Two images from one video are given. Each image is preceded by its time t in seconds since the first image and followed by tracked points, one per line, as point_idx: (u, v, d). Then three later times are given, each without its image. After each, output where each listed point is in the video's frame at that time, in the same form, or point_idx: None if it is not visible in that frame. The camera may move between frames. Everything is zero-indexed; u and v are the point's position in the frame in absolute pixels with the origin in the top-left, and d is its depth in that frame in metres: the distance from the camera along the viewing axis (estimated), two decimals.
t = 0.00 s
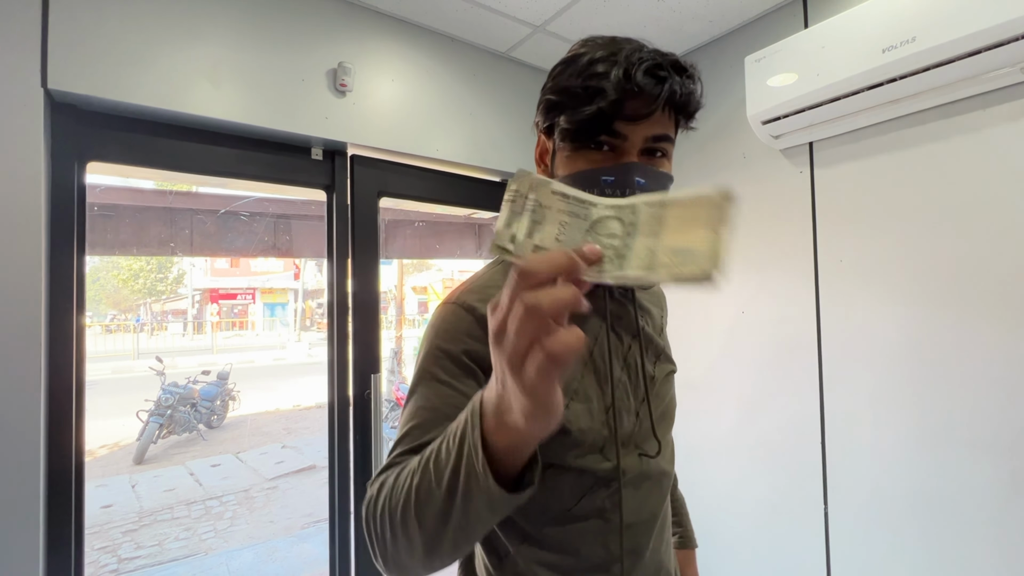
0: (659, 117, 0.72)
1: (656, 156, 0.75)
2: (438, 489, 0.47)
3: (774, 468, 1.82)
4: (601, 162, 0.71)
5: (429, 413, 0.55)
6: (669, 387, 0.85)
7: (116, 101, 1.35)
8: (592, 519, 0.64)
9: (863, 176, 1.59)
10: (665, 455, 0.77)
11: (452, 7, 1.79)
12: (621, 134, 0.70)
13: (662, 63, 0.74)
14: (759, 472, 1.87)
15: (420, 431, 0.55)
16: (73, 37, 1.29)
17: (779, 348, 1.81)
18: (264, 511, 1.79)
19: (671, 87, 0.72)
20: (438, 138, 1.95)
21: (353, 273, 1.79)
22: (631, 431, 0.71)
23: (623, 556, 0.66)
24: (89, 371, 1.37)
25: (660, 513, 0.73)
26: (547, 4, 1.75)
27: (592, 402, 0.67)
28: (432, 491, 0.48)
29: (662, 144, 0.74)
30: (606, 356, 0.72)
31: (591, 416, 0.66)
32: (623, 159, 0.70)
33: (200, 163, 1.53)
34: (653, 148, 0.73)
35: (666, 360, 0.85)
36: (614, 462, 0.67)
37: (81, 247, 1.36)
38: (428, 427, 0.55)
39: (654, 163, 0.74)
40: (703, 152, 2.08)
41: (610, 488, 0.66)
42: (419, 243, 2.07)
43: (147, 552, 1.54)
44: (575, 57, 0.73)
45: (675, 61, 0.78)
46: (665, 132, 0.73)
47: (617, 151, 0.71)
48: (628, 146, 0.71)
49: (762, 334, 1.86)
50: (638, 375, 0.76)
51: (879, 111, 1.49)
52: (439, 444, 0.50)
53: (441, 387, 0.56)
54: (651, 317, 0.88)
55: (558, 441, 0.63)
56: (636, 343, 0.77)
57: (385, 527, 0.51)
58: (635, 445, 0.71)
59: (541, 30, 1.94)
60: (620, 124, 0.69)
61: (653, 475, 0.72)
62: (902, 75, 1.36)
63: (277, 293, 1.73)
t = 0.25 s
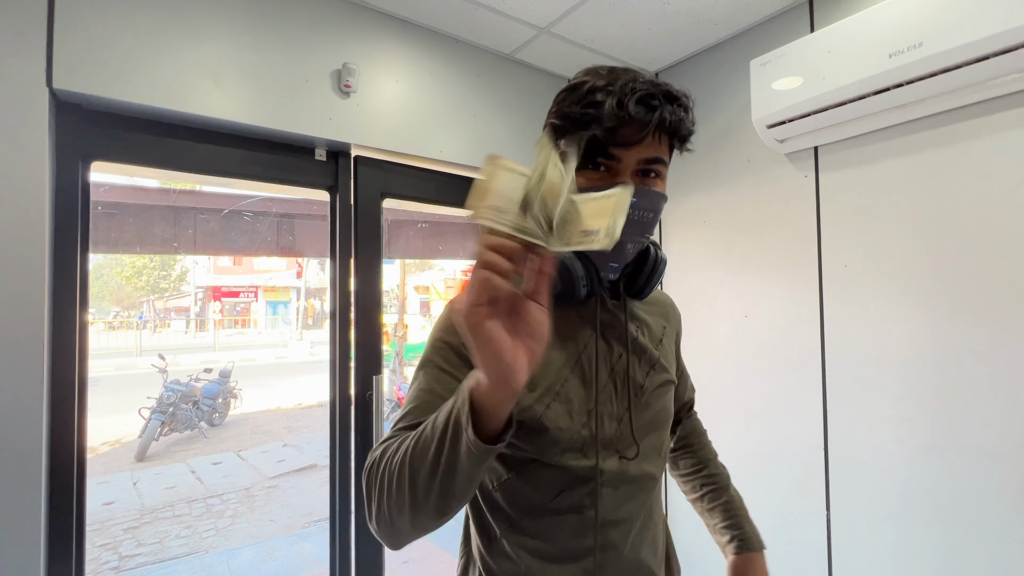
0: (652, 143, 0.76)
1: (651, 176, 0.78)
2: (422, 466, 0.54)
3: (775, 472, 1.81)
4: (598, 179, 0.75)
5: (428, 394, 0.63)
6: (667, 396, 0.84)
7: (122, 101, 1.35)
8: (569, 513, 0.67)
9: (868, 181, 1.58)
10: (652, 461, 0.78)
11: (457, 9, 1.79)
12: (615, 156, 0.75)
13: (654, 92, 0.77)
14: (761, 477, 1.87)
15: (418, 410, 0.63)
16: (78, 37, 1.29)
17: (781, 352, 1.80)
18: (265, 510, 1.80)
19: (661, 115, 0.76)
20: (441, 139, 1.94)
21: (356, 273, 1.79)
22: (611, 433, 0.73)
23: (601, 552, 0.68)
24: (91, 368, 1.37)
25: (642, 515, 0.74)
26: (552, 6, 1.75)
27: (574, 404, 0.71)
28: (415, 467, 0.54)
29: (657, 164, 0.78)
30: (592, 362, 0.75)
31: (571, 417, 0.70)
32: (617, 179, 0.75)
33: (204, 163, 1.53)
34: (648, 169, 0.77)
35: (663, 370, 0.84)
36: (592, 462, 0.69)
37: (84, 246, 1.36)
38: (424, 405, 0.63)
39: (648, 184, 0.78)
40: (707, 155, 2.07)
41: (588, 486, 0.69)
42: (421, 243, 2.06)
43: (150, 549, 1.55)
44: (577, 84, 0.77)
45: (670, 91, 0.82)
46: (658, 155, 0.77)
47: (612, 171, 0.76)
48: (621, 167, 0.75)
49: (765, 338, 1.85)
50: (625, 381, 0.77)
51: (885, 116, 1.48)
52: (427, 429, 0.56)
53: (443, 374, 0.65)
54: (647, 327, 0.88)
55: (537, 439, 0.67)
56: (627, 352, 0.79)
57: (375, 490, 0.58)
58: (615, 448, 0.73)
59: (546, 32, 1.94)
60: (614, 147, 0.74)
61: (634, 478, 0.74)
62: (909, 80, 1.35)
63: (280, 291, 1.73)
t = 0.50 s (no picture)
0: (660, 173, 0.78)
1: (655, 202, 0.81)
2: (459, 467, 0.55)
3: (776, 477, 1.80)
4: (604, 203, 0.78)
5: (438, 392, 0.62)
6: (658, 405, 0.84)
7: (121, 101, 1.34)
8: (559, 509, 0.70)
9: (871, 185, 1.57)
10: (643, 464, 0.78)
11: (458, 10, 1.78)
12: (624, 183, 0.76)
13: (664, 122, 0.78)
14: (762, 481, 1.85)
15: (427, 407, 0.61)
16: (78, 37, 1.28)
17: (783, 356, 1.79)
18: (264, 510, 1.79)
19: (670, 147, 0.77)
20: (442, 141, 1.94)
21: (356, 272, 1.78)
22: (603, 437, 0.74)
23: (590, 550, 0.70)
24: (88, 366, 1.36)
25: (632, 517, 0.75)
26: (554, 8, 1.74)
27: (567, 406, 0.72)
28: (451, 469, 0.55)
29: (661, 191, 0.80)
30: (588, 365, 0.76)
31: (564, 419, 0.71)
32: (624, 204, 0.78)
33: (204, 163, 1.52)
34: (653, 195, 0.80)
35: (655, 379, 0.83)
36: (583, 462, 0.71)
37: (82, 246, 1.35)
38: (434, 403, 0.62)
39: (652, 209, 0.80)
40: (709, 158, 2.06)
41: (579, 485, 0.71)
42: (422, 245, 2.06)
43: (147, 549, 1.53)
44: (587, 109, 0.77)
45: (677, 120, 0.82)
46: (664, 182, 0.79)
47: (620, 196, 0.77)
48: (629, 192, 0.77)
49: (767, 342, 1.84)
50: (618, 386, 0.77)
51: (889, 120, 1.47)
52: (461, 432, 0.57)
53: (451, 374, 0.64)
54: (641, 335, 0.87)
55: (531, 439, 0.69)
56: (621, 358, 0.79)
57: (392, 482, 0.58)
58: (605, 452, 0.74)
59: (548, 33, 1.93)
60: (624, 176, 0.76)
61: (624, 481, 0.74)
62: (913, 84, 1.34)
63: (281, 291, 1.72)
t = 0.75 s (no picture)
0: (659, 177, 0.78)
1: (653, 204, 0.81)
2: (474, 493, 0.56)
3: (773, 480, 1.79)
4: (606, 206, 0.77)
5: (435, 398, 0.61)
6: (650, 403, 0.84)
7: (114, 101, 1.33)
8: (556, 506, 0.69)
9: (868, 187, 1.57)
10: (638, 462, 0.78)
11: (455, 11, 1.77)
12: (625, 186, 0.76)
13: (663, 127, 0.77)
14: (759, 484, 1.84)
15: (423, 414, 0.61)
16: (71, 36, 1.28)
17: (780, 358, 1.78)
18: (261, 511, 1.78)
19: (670, 151, 0.77)
20: (439, 141, 1.93)
21: (351, 273, 1.77)
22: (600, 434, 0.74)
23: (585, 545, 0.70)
24: (80, 366, 1.35)
25: (627, 512, 0.75)
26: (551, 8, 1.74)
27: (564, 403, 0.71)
28: (465, 493, 0.57)
29: (659, 194, 0.81)
30: (585, 362, 0.75)
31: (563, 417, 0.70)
32: (625, 206, 0.77)
33: (199, 163, 1.51)
34: (651, 198, 0.80)
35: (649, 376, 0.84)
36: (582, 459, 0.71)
37: (75, 245, 1.34)
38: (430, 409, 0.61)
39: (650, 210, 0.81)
40: (707, 159, 2.06)
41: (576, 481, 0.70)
42: (420, 245, 2.05)
43: (143, 550, 1.53)
44: (586, 112, 0.75)
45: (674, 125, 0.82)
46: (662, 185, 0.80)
47: (621, 198, 0.77)
48: (629, 195, 0.77)
49: (764, 344, 1.84)
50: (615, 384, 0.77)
51: (886, 122, 1.47)
52: (481, 457, 0.59)
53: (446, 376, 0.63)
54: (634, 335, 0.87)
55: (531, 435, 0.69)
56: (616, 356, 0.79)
57: (399, 488, 0.57)
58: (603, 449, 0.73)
59: (545, 34, 1.92)
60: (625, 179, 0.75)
61: (619, 479, 0.74)
62: (910, 86, 1.33)
63: (279, 291, 1.71)
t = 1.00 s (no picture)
0: (640, 179, 0.78)
1: (633, 206, 0.82)
2: (480, 546, 0.56)
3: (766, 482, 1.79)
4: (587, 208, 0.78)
5: (418, 422, 0.61)
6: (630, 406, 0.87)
7: (105, 102, 1.33)
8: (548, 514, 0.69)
9: (860, 191, 1.57)
10: (623, 466, 0.79)
11: (449, 13, 1.77)
12: (606, 188, 0.76)
13: (644, 128, 0.78)
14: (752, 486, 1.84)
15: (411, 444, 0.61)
16: (61, 37, 1.27)
17: (773, 361, 1.79)
18: (256, 513, 1.77)
19: (651, 153, 0.77)
20: (433, 143, 1.93)
21: (344, 275, 1.76)
22: (588, 439, 0.74)
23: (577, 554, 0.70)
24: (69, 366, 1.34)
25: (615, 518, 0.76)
26: (545, 11, 1.74)
27: (553, 411, 0.71)
28: (469, 543, 0.56)
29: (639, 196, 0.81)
30: (572, 367, 0.76)
31: (552, 424, 0.70)
32: (607, 209, 0.78)
33: (190, 165, 1.50)
34: (631, 200, 0.80)
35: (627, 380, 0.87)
36: (573, 466, 0.71)
37: (64, 245, 1.34)
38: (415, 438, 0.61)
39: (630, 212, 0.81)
40: (700, 162, 2.06)
41: (567, 489, 0.70)
42: (416, 247, 2.04)
43: (136, 553, 1.51)
44: (565, 114, 0.75)
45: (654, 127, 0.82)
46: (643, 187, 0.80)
47: (602, 201, 0.77)
48: (611, 197, 0.77)
49: (757, 346, 1.84)
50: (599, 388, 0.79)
51: (878, 126, 1.47)
52: (481, 509, 0.58)
53: (428, 398, 0.62)
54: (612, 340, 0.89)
55: (519, 443, 0.69)
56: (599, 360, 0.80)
57: (395, 527, 0.58)
58: (592, 454, 0.74)
59: (540, 36, 1.92)
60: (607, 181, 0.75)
61: (608, 484, 0.75)
62: (902, 90, 1.34)
63: (275, 291, 1.71)
